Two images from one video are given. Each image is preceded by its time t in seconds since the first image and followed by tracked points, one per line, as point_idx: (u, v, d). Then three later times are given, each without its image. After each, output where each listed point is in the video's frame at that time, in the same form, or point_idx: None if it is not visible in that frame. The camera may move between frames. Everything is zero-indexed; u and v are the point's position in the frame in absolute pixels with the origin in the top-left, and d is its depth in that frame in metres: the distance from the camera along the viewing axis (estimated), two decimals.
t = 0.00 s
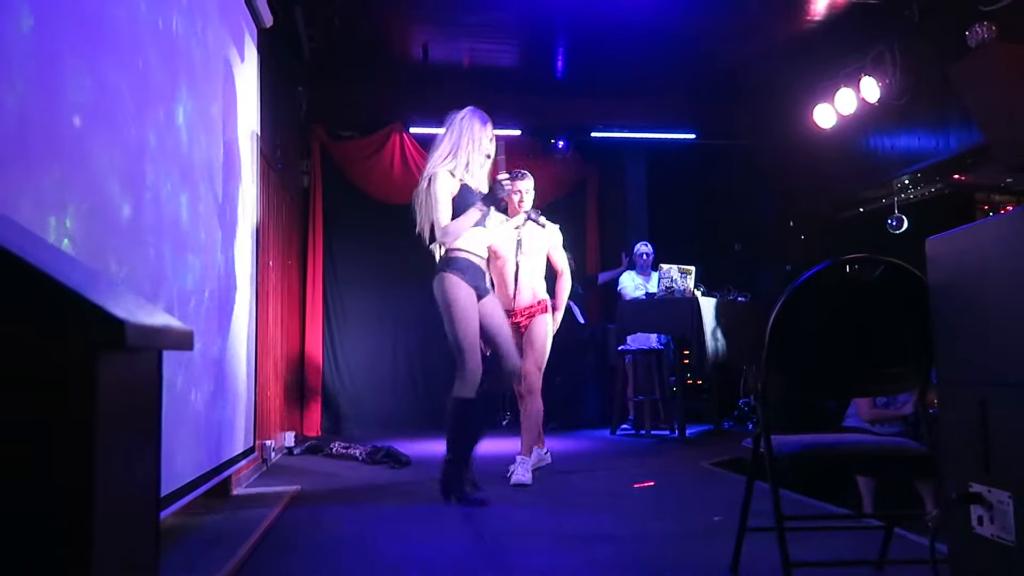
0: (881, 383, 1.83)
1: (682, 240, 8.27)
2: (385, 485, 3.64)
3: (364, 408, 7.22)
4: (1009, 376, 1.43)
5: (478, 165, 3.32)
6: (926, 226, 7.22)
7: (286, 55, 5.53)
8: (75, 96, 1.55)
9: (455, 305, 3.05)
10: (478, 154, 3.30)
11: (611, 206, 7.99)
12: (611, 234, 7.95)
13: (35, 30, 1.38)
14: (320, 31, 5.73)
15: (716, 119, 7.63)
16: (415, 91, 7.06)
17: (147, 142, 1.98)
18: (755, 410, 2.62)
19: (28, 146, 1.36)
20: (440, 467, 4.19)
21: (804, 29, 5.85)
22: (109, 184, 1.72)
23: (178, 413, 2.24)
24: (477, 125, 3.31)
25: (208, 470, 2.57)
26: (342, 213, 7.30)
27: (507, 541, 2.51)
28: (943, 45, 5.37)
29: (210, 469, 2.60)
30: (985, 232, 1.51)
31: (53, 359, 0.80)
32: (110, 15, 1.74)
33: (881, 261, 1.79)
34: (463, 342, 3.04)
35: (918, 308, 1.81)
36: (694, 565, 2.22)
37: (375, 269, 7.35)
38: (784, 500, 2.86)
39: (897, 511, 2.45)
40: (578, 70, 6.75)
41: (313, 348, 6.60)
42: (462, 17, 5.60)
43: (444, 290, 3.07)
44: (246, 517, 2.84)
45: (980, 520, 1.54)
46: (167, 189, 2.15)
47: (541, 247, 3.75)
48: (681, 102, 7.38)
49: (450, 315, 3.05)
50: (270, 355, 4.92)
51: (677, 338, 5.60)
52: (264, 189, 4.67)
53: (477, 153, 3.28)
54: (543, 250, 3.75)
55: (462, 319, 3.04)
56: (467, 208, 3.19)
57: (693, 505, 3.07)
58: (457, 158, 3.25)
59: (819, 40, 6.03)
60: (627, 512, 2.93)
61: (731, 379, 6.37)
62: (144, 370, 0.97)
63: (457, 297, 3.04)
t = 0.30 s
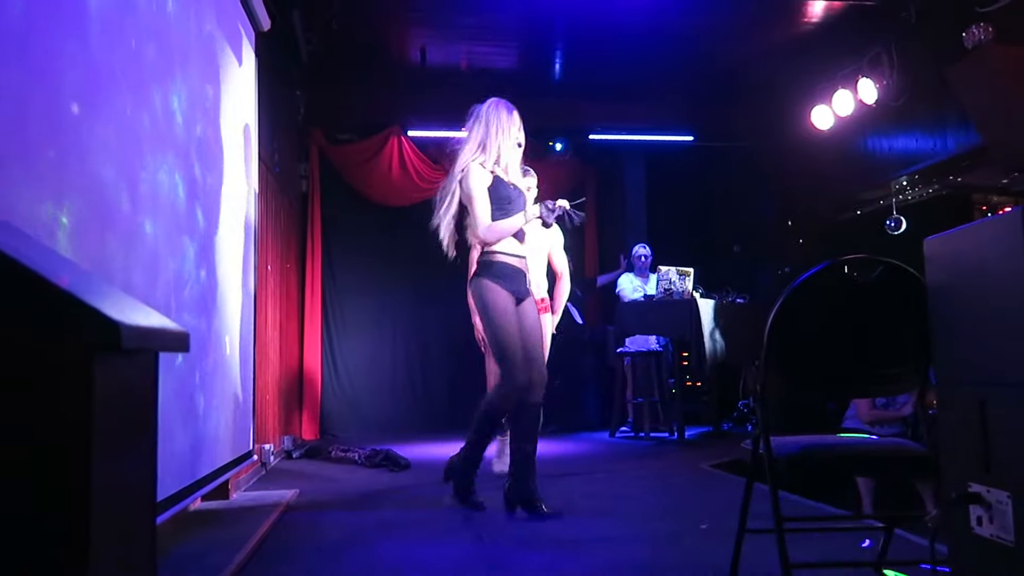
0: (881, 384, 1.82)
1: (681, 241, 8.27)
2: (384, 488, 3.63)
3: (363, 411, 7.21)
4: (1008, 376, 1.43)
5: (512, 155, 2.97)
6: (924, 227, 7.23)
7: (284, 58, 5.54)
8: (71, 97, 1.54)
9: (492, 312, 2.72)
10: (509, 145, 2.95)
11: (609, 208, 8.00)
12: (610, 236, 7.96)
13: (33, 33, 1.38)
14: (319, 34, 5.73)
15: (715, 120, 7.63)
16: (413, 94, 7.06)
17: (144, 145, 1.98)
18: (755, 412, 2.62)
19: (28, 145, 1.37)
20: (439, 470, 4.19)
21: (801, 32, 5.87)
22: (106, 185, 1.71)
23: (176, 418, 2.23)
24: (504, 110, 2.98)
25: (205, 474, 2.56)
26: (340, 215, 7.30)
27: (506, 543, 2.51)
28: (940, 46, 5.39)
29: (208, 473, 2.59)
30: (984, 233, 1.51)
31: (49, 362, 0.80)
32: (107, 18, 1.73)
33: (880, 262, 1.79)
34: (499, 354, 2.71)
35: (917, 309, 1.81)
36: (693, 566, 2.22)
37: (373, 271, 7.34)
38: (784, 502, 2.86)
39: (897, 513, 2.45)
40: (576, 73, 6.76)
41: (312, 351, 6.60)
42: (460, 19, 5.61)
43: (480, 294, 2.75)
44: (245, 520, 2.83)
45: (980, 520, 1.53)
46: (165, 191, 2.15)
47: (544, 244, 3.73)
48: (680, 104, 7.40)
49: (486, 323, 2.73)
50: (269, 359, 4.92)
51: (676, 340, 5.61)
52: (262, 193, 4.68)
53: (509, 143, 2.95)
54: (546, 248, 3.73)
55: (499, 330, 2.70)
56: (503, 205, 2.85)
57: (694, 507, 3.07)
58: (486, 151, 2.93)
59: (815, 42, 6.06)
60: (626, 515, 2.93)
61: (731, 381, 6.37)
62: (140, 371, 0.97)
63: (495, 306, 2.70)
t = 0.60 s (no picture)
0: (875, 382, 1.83)
1: (674, 242, 8.28)
2: (378, 490, 3.63)
3: (357, 413, 7.20)
4: (999, 376, 1.43)
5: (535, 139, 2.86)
6: (916, 227, 7.25)
7: (278, 60, 5.53)
8: (61, 94, 1.53)
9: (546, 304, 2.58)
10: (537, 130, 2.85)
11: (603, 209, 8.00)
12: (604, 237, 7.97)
13: (23, 30, 1.37)
14: (313, 36, 5.73)
15: (708, 122, 7.64)
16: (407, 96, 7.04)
17: (135, 145, 1.97)
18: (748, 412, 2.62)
19: (19, 144, 1.36)
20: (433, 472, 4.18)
21: (795, 34, 5.90)
22: (97, 184, 1.70)
23: (167, 420, 2.21)
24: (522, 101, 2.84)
25: (198, 476, 2.54)
26: (334, 216, 7.29)
27: (500, 545, 2.50)
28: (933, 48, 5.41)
29: (200, 475, 2.57)
30: (975, 233, 1.51)
31: (42, 365, 0.79)
32: (99, 17, 1.72)
33: (872, 262, 1.80)
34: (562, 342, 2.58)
35: (910, 308, 1.82)
36: (686, 567, 2.22)
37: (367, 273, 7.34)
38: (777, 502, 2.86)
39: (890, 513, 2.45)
40: (570, 74, 6.76)
41: (306, 353, 6.59)
42: (454, 21, 5.61)
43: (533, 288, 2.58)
44: (237, 523, 2.82)
45: (972, 519, 1.54)
46: (155, 191, 2.13)
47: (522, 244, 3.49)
48: (675, 105, 7.41)
49: (542, 316, 2.57)
50: (262, 360, 4.90)
51: (670, 341, 5.61)
52: (255, 194, 4.67)
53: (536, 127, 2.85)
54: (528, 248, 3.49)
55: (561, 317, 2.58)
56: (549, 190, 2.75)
57: (687, 507, 3.07)
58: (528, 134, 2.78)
59: (808, 44, 6.08)
60: (620, 516, 2.93)
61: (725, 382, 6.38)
62: (130, 371, 0.97)
63: (556, 290, 2.58)
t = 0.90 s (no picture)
0: (870, 381, 1.84)
1: (669, 241, 8.31)
2: (374, 490, 3.63)
3: (352, 413, 7.20)
4: (993, 375, 1.44)
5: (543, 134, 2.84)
6: (909, 227, 7.29)
7: (272, 59, 5.52)
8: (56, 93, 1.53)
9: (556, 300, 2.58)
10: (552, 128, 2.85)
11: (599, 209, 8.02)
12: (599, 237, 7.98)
13: (16, 30, 1.36)
14: (306, 35, 5.71)
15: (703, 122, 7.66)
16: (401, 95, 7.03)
17: (130, 144, 1.97)
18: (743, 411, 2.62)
19: (15, 141, 1.36)
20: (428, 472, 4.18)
21: (789, 34, 5.92)
22: (91, 183, 1.70)
23: (161, 420, 2.21)
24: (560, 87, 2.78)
25: (192, 477, 2.54)
26: (329, 216, 7.28)
27: (495, 544, 2.50)
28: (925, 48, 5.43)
29: (195, 476, 2.57)
30: (969, 232, 1.52)
31: (40, 366, 0.79)
32: (93, 16, 1.72)
33: (867, 261, 1.81)
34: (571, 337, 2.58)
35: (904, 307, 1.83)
36: (681, 566, 2.23)
37: (362, 273, 7.33)
38: (772, 501, 2.87)
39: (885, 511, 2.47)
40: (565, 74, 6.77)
41: (301, 354, 6.58)
42: (449, 21, 5.61)
43: (544, 283, 2.58)
44: (232, 524, 2.82)
45: (966, 517, 1.55)
46: (148, 195, 2.12)
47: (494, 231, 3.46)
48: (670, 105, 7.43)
49: (551, 311, 2.57)
50: (256, 361, 4.89)
51: (665, 341, 5.62)
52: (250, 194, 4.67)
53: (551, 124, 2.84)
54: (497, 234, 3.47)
55: (571, 313, 2.58)
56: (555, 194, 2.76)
57: (682, 507, 3.08)
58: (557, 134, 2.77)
59: (802, 45, 6.11)
60: (615, 515, 2.93)
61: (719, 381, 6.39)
62: (129, 371, 0.97)
63: (569, 286, 2.58)
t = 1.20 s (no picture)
0: (871, 378, 1.84)
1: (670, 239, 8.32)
2: (376, 487, 3.63)
3: (354, 409, 7.21)
4: (995, 373, 1.44)
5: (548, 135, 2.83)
6: (910, 225, 7.30)
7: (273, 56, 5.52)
8: (57, 92, 1.53)
9: (560, 299, 2.57)
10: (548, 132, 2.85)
11: (600, 205, 8.01)
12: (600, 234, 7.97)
13: (16, 28, 1.36)
14: (308, 32, 5.71)
15: (704, 119, 7.66)
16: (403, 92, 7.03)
17: (131, 142, 1.97)
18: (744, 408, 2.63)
19: (17, 133, 1.36)
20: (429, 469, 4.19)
21: (790, 32, 5.92)
22: (92, 180, 1.70)
23: (164, 418, 2.22)
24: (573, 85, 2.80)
25: (194, 474, 2.54)
26: (330, 213, 7.29)
27: (496, 542, 2.51)
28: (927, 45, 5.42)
29: (196, 472, 2.57)
30: (971, 229, 1.52)
31: (40, 362, 0.79)
32: (94, 13, 1.72)
33: (869, 259, 1.80)
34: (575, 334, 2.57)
35: (907, 304, 1.82)
36: (685, 563, 2.23)
37: (364, 270, 7.33)
38: (773, 498, 2.88)
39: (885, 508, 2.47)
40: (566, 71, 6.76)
41: (302, 351, 6.59)
42: (450, 18, 5.60)
43: (548, 281, 2.58)
44: (234, 520, 2.82)
45: (967, 514, 1.55)
46: (150, 194, 2.13)
47: (477, 229, 3.52)
48: (671, 103, 7.43)
49: (555, 309, 2.57)
50: (257, 357, 4.89)
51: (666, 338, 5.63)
52: (251, 190, 4.67)
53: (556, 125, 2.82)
54: (481, 233, 3.52)
55: (575, 311, 2.58)
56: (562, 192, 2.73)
57: (682, 504, 3.07)
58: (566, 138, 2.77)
59: (803, 42, 6.11)
60: (616, 512, 2.94)
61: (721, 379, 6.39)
62: (132, 367, 0.96)
63: (571, 282, 2.58)
